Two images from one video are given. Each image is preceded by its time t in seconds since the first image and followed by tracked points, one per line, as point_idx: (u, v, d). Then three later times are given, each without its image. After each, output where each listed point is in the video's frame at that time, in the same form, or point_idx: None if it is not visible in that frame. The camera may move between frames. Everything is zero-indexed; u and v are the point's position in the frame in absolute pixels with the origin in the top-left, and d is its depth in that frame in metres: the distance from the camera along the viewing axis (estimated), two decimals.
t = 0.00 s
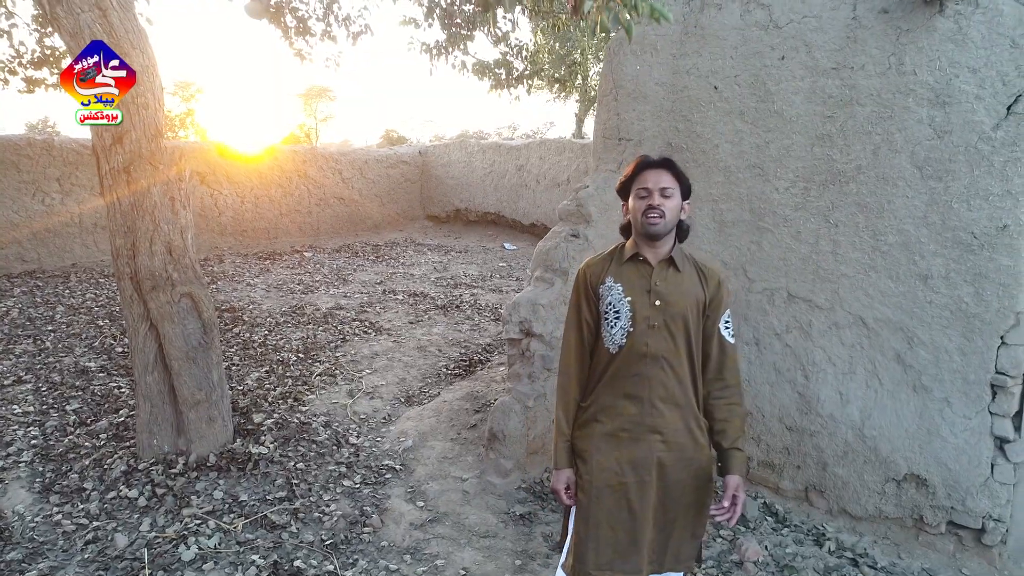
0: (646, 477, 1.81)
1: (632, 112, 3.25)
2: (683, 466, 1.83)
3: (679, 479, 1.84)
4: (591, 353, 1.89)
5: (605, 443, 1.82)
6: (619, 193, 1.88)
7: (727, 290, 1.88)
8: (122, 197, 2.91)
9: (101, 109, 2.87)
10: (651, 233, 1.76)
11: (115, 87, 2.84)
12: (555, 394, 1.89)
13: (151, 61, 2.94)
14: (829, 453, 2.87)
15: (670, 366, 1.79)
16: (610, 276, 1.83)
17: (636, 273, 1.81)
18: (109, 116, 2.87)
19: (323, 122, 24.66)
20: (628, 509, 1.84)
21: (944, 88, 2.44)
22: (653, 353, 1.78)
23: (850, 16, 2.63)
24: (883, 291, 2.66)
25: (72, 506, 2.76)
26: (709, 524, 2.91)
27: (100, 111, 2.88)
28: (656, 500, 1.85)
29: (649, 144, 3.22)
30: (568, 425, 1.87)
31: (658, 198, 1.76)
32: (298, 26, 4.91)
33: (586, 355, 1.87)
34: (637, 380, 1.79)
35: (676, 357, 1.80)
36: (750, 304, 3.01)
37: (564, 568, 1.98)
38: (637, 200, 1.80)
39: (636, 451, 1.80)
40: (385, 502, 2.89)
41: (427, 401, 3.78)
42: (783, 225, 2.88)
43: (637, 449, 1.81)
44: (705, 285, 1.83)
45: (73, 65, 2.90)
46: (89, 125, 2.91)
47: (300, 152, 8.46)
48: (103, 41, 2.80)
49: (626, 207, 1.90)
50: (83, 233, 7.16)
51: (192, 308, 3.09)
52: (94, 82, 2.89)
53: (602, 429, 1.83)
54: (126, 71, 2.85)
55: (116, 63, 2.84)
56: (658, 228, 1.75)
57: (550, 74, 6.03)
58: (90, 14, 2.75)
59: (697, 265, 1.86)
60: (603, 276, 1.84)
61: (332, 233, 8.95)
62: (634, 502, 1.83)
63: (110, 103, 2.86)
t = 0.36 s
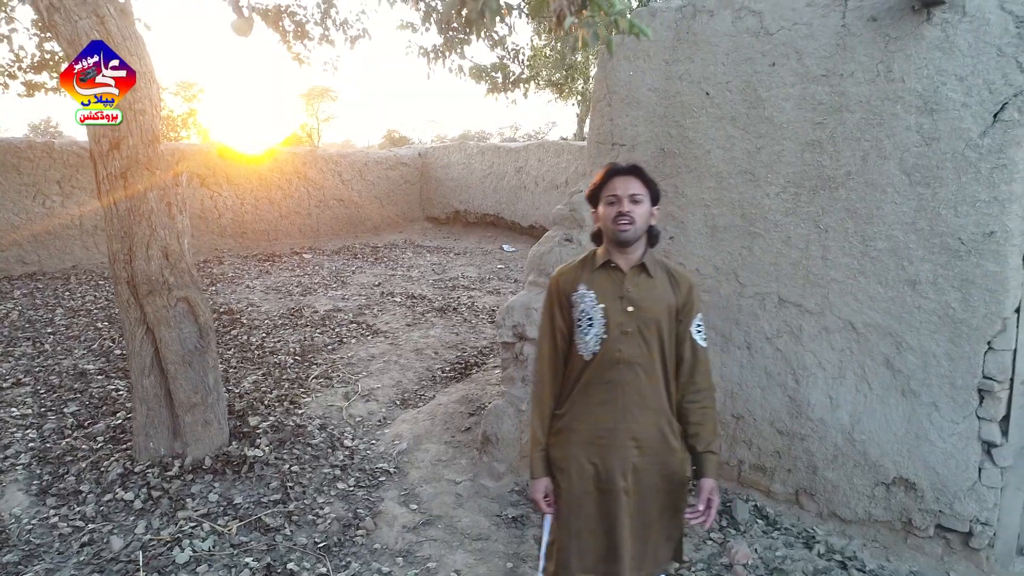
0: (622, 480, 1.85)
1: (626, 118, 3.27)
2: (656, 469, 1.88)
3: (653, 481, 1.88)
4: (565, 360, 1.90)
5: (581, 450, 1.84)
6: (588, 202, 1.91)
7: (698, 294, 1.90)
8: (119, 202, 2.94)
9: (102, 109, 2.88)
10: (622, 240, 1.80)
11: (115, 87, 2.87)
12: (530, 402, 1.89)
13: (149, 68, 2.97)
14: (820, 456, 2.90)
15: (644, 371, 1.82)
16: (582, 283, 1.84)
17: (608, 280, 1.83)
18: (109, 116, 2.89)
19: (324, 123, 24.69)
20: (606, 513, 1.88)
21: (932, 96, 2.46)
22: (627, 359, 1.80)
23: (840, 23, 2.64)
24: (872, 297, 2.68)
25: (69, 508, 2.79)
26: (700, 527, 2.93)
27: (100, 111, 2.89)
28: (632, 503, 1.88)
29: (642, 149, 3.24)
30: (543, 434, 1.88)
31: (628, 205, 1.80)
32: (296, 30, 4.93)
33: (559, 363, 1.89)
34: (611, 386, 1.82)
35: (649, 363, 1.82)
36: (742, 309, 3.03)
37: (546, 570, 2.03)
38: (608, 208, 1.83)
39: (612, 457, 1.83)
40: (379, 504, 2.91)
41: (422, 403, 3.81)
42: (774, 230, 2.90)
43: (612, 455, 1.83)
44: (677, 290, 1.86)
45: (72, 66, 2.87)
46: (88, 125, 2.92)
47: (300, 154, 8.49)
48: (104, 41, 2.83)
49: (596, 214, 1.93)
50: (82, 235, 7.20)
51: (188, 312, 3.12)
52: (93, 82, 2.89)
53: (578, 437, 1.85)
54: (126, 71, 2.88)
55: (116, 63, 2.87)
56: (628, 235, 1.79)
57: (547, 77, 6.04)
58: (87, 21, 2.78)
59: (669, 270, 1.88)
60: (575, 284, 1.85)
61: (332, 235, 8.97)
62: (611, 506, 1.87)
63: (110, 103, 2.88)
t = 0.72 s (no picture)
0: (584, 485, 1.87)
1: (612, 123, 3.29)
2: (619, 474, 1.90)
3: (615, 486, 1.90)
4: (527, 366, 1.92)
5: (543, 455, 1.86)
6: (549, 207, 1.94)
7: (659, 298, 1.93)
8: (106, 208, 2.94)
9: (103, 109, 2.86)
10: (582, 244, 1.83)
11: (116, 87, 2.86)
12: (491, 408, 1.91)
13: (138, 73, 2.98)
14: (805, 460, 2.92)
15: (605, 376, 1.84)
16: (543, 288, 1.87)
17: (569, 284, 1.86)
18: (109, 116, 2.89)
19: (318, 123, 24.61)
20: (569, 519, 1.90)
21: (913, 103, 2.48)
22: (588, 363, 1.83)
23: (823, 30, 2.66)
24: (856, 301, 2.70)
25: (55, 515, 2.79)
26: (686, 531, 2.95)
27: (100, 111, 2.86)
28: (595, 509, 1.90)
29: (629, 154, 3.26)
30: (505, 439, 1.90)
31: (587, 209, 1.83)
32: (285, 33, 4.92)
33: (521, 369, 1.91)
34: (573, 391, 1.83)
35: (610, 367, 1.85)
36: (728, 313, 3.05)
37: None
38: (568, 212, 1.87)
39: (574, 462, 1.85)
40: (366, 509, 2.92)
41: (411, 407, 3.81)
42: (759, 235, 2.91)
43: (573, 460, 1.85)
44: (638, 295, 1.88)
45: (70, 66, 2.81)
46: (87, 125, 2.86)
47: (292, 156, 8.48)
48: (103, 41, 2.85)
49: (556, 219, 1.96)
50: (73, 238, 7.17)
51: (176, 317, 3.12)
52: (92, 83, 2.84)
53: (540, 441, 1.87)
54: (126, 72, 2.90)
55: (116, 63, 2.87)
56: (588, 238, 1.82)
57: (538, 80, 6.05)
58: (74, 26, 2.78)
59: (629, 275, 1.92)
60: (536, 288, 1.88)
61: (324, 237, 8.95)
62: (574, 511, 1.88)
63: (110, 103, 2.88)
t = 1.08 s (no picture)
0: (563, 495, 1.94)
1: (607, 130, 3.32)
2: (597, 483, 1.96)
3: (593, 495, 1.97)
4: (506, 378, 2.00)
5: (522, 466, 1.94)
6: (525, 217, 2.00)
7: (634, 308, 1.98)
8: (103, 215, 2.95)
9: (103, 109, 2.89)
10: (556, 255, 1.87)
11: (116, 87, 2.87)
12: (470, 420, 1.99)
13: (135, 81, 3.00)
14: (799, 465, 2.94)
15: (582, 387, 1.91)
16: (520, 300, 1.94)
17: (544, 296, 1.92)
18: (110, 117, 2.92)
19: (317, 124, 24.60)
20: (550, 528, 1.96)
21: (904, 112, 2.50)
22: (565, 375, 1.89)
23: (815, 39, 2.67)
24: (850, 308, 2.72)
25: (53, 521, 2.80)
26: (681, 536, 2.97)
27: (100, 111, 2.89)
28: (575, 517, 1.97)
29: (624, 160, 3.28)
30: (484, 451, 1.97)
31: (561, 221, 1.88)
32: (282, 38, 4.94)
33: (499, 381, 1.98)
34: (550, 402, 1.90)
35: (586, 378, 1.91)
36: (722, 319, 3.07)
37: None
38: (542, 224, 1.92)
39: (552, 472, 1.92)
40: (363, 515, 2.93)
41: (408, 412, 3.83)
42: (752, 242, 2.93)
43: (552, 470, 1.92)
44: (613, 305, 1.94)
45: (71, 67, 2.83)
46: (87, 125, 2.88)
47: (290, 159, 8.50)
48: (103, 42, 2.87)
49: (531, 229, 2.01)
50: (71, 241, 7.18)
51: (173, 323, 3.13)
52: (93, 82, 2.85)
53: (519, 452, 1.94)
54: (127, 71, 2.91)
55: (116, 63, 2.88)
56: (562, 250, 1.87)
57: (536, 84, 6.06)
58: (71, 34, 2.80)
59: (604, 285, 1.97)
60: (513, 301, 1.95)
61: (321, 239, 8.97)
62: (554, 522, 1.95)
63: (110, 103, 2.92)
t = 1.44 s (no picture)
0: (554, 505, 1.98)
1: (602, 137, 3.34)
2: (587, 491, 2.01)
3: (583, 502, 2.02)
4: (493, 391, 2.03)
5: (513, 478, 1.97)
6: (508, 231, 2.03)
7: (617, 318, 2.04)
8: (101, 222, 2.98)
9: (101, 108, 2.91)
10: (541, 269, 1.92)
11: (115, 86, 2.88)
12: (459, 434, 2.01)
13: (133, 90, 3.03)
14: (791, 471, 2.96)
15: (570, 397, 1.95)
16: (506, 314, 1.97)
17: (530, 309, 1.96)
18: (110, 117, 2.94)
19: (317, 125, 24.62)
20: (542, 537, 2.00)
21: (895, 122, 2.52)
22: (553, 387, 1.93)
23: (808, 49, 2.69)
24: (841, 316, 2.74)
25: (51, 527, 2.83)
26: (674, 542, 3.00)
27: (100, 111, 2.91)
28: (566, 527, 2.01)
29: (619, 168, 3.30)
30: (474, 464, 2.00)
31: (545, 234, 1.92)
32: (280, 44, 4.95)
33: (487, 393, 2.01)
34: (539, 414, 1.94)
35: (574, 388, 1.96)
36: (716, 326, 3.09)
37: None
38: (526, 237, 1.96)
39: (543, 482, 1.96)
40: (359, 520, 2.96)
41: (404, 417, 3.85)
42: (746, 250, 2.95)
43: (543, 480, 1.96)
44: (598, 316, 2.00)
45: (71, 66, 2.83)
46: (87, 125, 2.90)
47: (288, 161, 8.52)
48: (103, 42, 2.91)
49: (515, 242, 2.04)
50: (70, 244, 7.20)
51: (171, 330, 3.15)
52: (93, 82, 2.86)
53: (509, 464, 1.97)
54: (127, 71, 2.93)
55: (116, 63, 2.90)
56: (547, 264, 1.91)
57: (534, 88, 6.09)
58: (70, 43, 2.82)
59: (589, 295, 2.02)
60: (499, 315, 1.98)
61: (320, 242, 8.99)
62: (547, 530, 1.98)
63: (110, 103, 2.93)
